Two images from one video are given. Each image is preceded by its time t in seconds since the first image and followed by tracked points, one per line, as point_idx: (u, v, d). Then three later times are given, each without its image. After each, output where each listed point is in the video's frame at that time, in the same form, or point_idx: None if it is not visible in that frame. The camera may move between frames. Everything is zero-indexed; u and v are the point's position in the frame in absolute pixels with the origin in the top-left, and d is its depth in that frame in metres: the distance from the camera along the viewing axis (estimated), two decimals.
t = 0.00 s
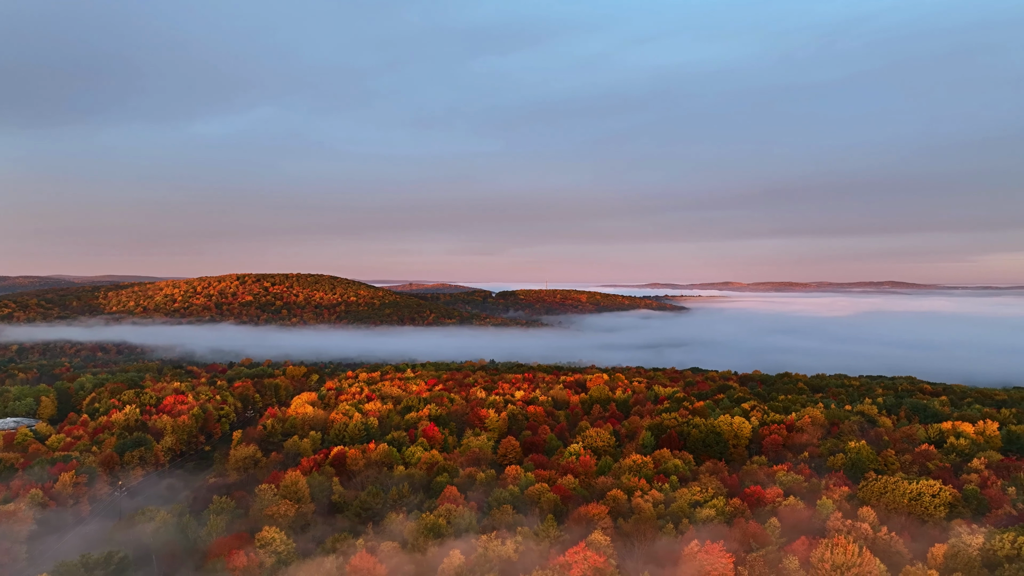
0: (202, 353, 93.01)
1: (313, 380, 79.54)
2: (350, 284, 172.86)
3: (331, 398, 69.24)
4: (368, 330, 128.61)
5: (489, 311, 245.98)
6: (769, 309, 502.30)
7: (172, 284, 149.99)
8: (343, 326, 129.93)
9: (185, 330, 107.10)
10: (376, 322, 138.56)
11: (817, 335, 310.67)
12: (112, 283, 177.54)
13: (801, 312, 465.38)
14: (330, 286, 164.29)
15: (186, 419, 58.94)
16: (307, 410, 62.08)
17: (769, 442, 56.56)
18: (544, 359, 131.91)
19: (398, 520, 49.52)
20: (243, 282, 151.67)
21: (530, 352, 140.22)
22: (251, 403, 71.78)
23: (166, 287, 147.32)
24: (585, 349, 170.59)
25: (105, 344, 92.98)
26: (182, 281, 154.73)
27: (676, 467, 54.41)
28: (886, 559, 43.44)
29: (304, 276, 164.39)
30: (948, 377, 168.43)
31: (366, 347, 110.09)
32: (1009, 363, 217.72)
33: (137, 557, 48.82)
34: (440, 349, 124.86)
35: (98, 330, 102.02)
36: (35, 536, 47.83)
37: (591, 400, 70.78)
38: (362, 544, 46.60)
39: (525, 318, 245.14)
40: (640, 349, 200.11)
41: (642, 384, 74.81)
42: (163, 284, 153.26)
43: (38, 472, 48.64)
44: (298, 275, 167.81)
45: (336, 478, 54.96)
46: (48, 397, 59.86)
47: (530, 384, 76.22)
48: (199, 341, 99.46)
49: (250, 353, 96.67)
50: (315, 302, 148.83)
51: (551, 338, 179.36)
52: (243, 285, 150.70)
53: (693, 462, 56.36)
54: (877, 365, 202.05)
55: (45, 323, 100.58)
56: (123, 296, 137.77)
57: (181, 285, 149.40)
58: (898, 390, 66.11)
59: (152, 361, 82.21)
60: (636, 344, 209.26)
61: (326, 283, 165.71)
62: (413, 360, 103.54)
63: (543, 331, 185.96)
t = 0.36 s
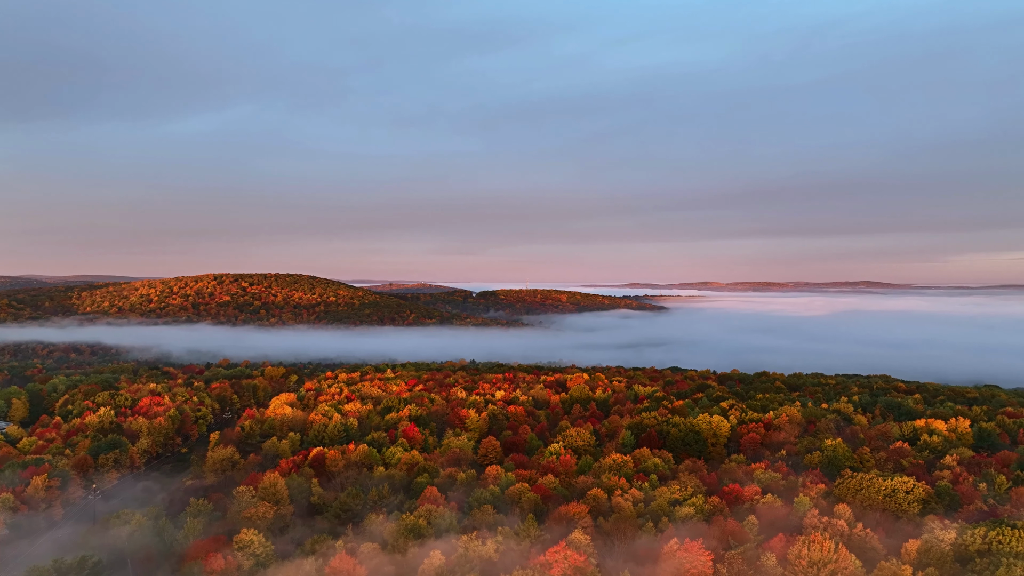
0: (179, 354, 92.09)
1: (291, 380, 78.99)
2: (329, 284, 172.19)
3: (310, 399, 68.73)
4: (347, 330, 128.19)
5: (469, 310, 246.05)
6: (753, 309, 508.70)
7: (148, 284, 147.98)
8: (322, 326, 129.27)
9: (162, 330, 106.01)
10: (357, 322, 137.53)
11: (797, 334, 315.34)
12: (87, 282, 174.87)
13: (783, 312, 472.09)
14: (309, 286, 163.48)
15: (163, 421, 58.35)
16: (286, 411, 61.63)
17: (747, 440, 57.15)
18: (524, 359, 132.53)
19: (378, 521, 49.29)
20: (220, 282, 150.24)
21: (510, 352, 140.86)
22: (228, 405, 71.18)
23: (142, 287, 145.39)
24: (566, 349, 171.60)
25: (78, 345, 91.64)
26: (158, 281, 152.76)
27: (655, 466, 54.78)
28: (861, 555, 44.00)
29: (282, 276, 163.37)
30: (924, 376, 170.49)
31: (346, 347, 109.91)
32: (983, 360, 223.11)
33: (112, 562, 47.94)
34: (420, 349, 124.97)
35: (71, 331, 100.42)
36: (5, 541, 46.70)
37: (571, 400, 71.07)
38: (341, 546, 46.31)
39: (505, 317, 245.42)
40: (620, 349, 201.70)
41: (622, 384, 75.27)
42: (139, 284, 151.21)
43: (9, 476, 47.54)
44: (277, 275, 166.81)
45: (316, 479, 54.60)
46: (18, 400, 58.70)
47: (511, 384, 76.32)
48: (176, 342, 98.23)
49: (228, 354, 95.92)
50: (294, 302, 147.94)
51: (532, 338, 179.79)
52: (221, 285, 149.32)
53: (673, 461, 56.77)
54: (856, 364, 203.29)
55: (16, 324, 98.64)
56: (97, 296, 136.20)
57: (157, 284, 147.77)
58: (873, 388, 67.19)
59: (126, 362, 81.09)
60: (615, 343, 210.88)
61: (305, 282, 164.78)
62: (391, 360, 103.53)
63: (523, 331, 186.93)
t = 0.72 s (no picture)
0: (157, 355, 91.03)
1: (271, 381, 78.46)
2: (310, 284, 171.42)
3: (290, 399, 68.28)
4: (329, 331, 127.74)
5: (451, 310, 246.36)
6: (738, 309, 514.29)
7: (125, 284, 145.99)
8: (301, 326, 128.68)
9: (139, 330, 104.69)
10: (337, 322, 137.30)
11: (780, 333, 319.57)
12: (62, 282, 172.36)
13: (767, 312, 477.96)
14: (289, 286, 162.61)
15: (140, 422, 57.74)
16: (266, 412, 61.15)
17: (727, 439, 57.64)
18: (506, 358, 133.07)
19: (359, 522, 49.05)
20: (199, 282, 148.81)
21: (492, 352, 141.26)
22: (207, 406, 70.57)
23: (118, 287, 143.49)
24: (548, 349, 172.51)
25: (53, 346, 90.21)
26: (136, 281, 150.80)
27: (637, 465, 55.07)
28: (840, 551, 44.48)
29: (263, 276, 162.34)
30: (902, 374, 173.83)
31: (327, 348, 109.66)
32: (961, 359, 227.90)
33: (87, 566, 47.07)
34: (402, 349, 125.02)
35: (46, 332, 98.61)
36: None
37: (553, 399, 71.27)
38: (322, 547, 46.03)
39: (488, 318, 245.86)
40: (603, 349, 202.98)
41: (604, 383, 75.59)
42: (116, 284, 149.12)
43: None
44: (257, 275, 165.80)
45: (296, 480, 54.24)
46: None
47: (493, 384, 76.35)
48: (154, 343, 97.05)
49: (207, 354, 95.14)
50: (274, 302, 147.04)
51: (514, 338, 180.20)
52: (200, 285, 147.88)
53: (654, 460, 57.09)
54: (836, 364, 204.56)
55: None
56: (72, 296, 134.35)
57: (134, 284, 145.96)
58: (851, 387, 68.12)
59: (102, 363, 80.02)
60: (598, 343, 212.18)
61: (286, 282, 163.82)
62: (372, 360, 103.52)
63: (504, 331, 187.67)
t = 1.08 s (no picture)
0: (134, 356, 89.83)
1: (251, 382, 78.10)
2: (291, 284, 170.67)
3: (270, 400, 67.80)
4: (309, 331, 127.36)
5: (433, 310, 246.47)
6: (723, 309, 520.16)
7: (102, 284, 143.99)
8: (282, 326, 128.05)
9: (115, 330, 103.36)
10: (317, 322, 137.02)
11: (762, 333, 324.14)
12: (32, 282, 169.10)
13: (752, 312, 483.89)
14: (269, 286, 161.73)
15: (117, 424, 57.06)
16: (245, 413, 60.67)
17: (708, 438, 58.14)
18: (487, 358, 133.78)
19: (340, 524, 48.79)
20: (177, 282, 147.29)
21: (473, 352, 141.77)
22: (185, 407, 69.97)
23: (95, 287, 141.51)
24: (530, 349, 173.50)
25: (26, 347, 88.76)
26: (113, 281, 148.78)
27: (618, 464, 55.37)
28: (818, 548, 44.97)
29: (242, 276, 161.31)
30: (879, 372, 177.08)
31: (307, 347, 109.47)
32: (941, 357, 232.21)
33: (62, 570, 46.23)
34: (382, 349, 125.16)
35: (21, 333, 96.81)
36: None
37: (535, 399, 71.49)
38: (303, 549, 45.70)
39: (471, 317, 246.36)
40: (584, 348, 204.38)
41: (586, 382, 75.90)
42: (92, 284, 146.97)
43: None
44: (236, 275, 164.64)
45: (276, 482, 53.88)
46: None
47: (475, 384, 76.39)
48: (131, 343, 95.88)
49: (186, 355, 94.59)
50: (253, 302, 146.13)
51: (496, 338, 181.01)
52: (178, 284, 146.42)
53: (635, 459, 57.45)
54: (817, 363, 206.29)
55: None
56: (45, 296, 132.29)
57: (110, 284, 144.09)
58: (828, 386, 69.05)
59: (76, 364, 78.94)
60: (580, 343, 213.68)
61: (265, 282, 162.90)
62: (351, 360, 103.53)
63: (486, 330, 188.52)
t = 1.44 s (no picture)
0: (111, 357, 88.66)
1: (231, 383, 77.74)
2: (272, 284, 169.73)
3: (251, 401, 67.34)
4: (290, 331, 126.80)
5: (416, 309, 246.27)
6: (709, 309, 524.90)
7: (78, 284, 141.87)
8: (262, 326, 127.30)
9: (93, 330, 101.92)
10: (298, 322, 136.57)
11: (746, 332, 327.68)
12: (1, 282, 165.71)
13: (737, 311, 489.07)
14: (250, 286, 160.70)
15: (93, 426, 56.38)
16: (225, 414, 60.22)
17: (689, 437, 58.63)
18: (469, 358, 134.20)
19: (322, 525, 48.47)
20: (156, 282, 145.73)
21: (456, 352, 142.00)
22: (164, 409, 69.37)
23: (71, 287, 139.57)
24: (513, 348, 174.07)
25: None
26: (90, 280, 146.74)
27: (600, 464, 55.64)
28: (797, 546, 45.35)
29: (222, 276, 160.21)
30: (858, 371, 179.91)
31: (287, 347, 109.04)
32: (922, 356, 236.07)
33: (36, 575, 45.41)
34: (364, 349, 125.06)
35: None
36: None
37: (517, 399, 71.70)
38: (283, 550, 45.31)
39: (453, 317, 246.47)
40: (567, 348, 205.56)
41: (568, 382, 76.18)
42: (68, 284, 144.83)
43: None
44: (216, 275, 163.27)
45: (256, 483, 53.53)
46: None
47: (457, 384, 76.43)
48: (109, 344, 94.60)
49: (164, 356, 93.87)
50: (234, 302, 145.34)
51: (479, 338, 181.52)
52: (157, 284, 144.89)
53: (617, 458, 57.76)
54: (801, 363, 208.15)
55: None
56: (18, 296, 130.20)
57: (87, 284, 142.19)
58: (808, 384, 69.98)
59: (51, 365, 77.87)
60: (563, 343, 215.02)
61: (246, 282, 161.88)
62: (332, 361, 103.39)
63: (468, 330, 188.99)
